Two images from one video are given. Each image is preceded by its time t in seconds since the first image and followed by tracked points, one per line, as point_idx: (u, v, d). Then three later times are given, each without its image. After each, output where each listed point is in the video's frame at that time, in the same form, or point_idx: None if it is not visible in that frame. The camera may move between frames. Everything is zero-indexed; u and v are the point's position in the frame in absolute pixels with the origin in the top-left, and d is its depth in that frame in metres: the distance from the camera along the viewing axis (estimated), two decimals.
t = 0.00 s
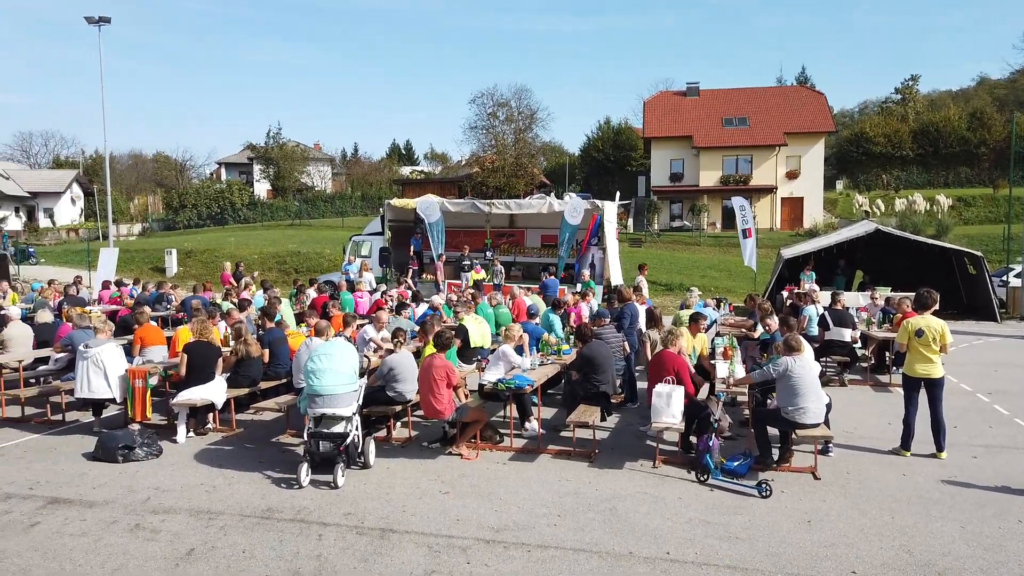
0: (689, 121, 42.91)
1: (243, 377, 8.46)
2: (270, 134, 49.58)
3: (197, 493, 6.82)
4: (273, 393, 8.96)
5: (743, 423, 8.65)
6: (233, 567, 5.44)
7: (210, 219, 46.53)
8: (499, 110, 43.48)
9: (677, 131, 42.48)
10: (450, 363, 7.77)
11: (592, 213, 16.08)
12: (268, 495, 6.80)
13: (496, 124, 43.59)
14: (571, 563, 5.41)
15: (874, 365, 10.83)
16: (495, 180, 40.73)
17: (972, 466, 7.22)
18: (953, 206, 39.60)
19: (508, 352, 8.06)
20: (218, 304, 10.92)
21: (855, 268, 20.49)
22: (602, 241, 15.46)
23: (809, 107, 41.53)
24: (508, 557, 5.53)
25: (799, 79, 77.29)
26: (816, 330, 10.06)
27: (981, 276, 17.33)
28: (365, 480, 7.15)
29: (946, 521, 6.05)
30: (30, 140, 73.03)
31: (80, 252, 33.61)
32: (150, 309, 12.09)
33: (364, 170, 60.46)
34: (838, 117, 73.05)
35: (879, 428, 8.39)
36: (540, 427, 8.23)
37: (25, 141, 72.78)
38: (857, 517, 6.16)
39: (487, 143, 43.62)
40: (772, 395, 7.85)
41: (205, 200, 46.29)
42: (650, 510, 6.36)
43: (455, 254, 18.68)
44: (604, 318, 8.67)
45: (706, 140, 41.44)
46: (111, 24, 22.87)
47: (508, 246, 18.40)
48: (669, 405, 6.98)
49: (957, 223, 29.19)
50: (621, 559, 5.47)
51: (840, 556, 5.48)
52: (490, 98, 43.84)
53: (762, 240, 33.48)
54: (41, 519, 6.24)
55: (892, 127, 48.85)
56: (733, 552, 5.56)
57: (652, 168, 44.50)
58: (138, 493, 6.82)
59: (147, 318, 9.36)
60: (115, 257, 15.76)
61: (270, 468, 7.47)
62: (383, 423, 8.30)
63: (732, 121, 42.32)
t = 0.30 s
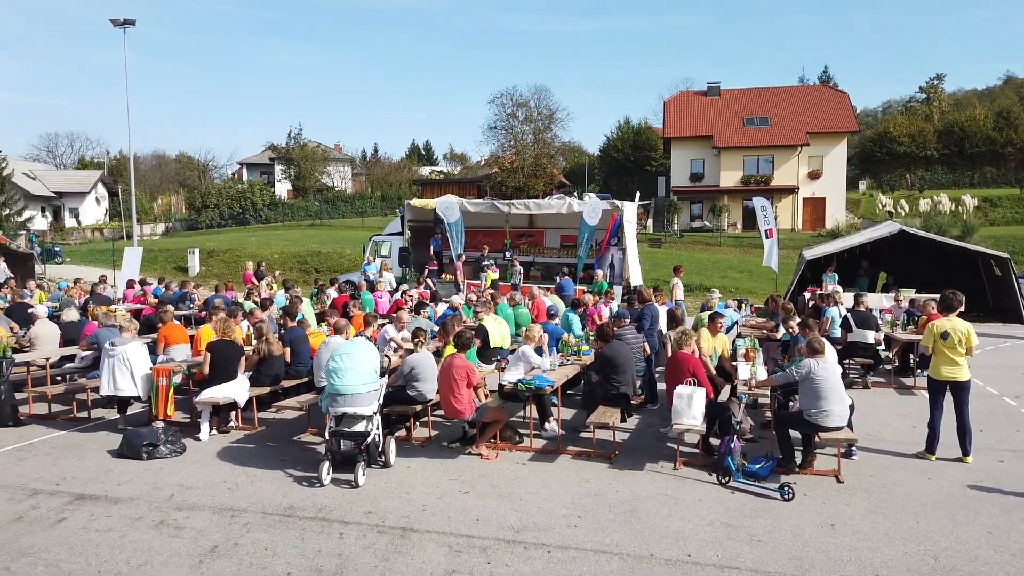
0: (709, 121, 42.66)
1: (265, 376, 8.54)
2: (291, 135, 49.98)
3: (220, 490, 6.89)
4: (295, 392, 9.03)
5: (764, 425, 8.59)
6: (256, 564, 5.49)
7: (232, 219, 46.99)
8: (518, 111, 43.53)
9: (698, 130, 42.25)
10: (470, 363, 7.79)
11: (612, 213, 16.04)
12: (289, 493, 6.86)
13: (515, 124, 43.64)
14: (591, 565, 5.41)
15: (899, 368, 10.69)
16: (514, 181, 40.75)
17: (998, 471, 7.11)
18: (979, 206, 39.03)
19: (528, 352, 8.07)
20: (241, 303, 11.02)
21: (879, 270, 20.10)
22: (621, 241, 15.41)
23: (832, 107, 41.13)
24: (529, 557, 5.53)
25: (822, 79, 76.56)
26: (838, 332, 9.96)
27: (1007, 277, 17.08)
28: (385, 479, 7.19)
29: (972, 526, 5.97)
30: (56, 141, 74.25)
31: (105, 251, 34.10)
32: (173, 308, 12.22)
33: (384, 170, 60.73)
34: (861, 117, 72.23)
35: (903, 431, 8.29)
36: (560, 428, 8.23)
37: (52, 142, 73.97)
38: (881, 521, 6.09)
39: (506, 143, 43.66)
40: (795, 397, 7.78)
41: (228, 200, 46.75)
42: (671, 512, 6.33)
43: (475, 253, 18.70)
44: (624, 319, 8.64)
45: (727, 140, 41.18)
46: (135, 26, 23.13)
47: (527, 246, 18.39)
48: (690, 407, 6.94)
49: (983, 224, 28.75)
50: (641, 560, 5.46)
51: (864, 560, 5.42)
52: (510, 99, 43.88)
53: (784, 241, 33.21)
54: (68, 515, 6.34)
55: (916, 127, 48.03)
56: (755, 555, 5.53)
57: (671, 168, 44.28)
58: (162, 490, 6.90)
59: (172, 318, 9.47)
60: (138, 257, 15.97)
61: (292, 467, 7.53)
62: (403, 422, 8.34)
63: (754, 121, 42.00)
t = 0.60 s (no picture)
0: (732, 120, 42.35)
1: (290, 375, 8.61)
2: (315, 136, 50.37)
3: (246, 487, 6.96)
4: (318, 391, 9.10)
5: (789, 427, 8.52)
6: (281, 561, 5.54)
7: (256, 219, 47.41)
8: (540, 111, 43.53)
9: (720, 130, 41.95)
10: (493, 363, 7.81)
11: (634, 213, 15.98)
12: (313, 491, 6.91)
13: (537, 124, 43.65)
14: (614, 566, 5.39)
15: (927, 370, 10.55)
16: (535, 181, 40.71)
17: None
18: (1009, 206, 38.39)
19: (551, 352, 8.06)
20: (265, 302, 11.13)
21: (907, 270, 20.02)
22: (643, 241, 15.35)
23: (858, 106, 40.64)
24: (552, 558, 5.52)
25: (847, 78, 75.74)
26: (865, 333, 9.86)
27: None
28: (409, 478, 7.23)
29: (1002, 531, 5.88)
30: (84, 141, 75.47)
31: (133, 250, 34.62)
32: (200, 306, 12.38)
33: (406, 170, 60.99)
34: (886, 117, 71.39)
35: (932, 434, 8.17)
36: (582, 428, 8.21)
37: (80, 143, 75.20)
38: (909, 526, 6.01)
39: (527, 143, 43.67)
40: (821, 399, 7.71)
41: (251, 200, 47.20)
42: (695, 514, 6.29)
43: (496, 254, 18.72)
44: (647, 319, 8.62)
45: (750, 139, 40.85)
46: (162, 28, 23.44)
47: (549, 246, 18.37)
48: (714, 408, 6.89)
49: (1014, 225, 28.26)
50: (665, 562, 5.43)
51: (891, 564, 5.36)
52: (531, 99, 43.90)
53: (808, 241, 32.86)
54: (97, 510, 6.44)
55: (943, 126, 47.70)
56: (781, 558, 5.48)
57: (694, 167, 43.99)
58: (188, 487, 6.99)
59: (197, 316, 9.58)
60: (165, 256, 16.18)
61: (315, 465, 7.59)
62: (426, 421, 8.37)
63: (778, 120, 41.62)
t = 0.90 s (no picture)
0: (756, 119, 41.96)
1: (315, 372, 8.69)
2: (339, 135, 50.71)
3: (272, 484, 7.04)
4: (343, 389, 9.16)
5: (816, 429, 8.42)
6: (307, 556, 5.59)
7: (281, 218, 47.85)
8: (563, 109, 43.48)
9: (745, 129, 41.59)
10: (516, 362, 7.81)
11: (658, 212, 15.89)
12: (338, 488, 6.96)
13: (560, 123, 43.61)
14: (639, 566, 5.37)
15: (957, 373, 10.37)
16: (558, 180, 40.61)
17: None
18: None
19: (575, 352, 8.05)
20: (290, 300, 11.23)
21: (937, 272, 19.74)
22: (667, 241, 15.26)
23: (886, 104, 40.07)
24: (576, 558, 5.52)
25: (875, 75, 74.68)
26: (894, 335, 9.73)
27: None
28: (432, 476, 7.25)
29: None
30: (113, 142, 76.62)
31: (161, 248, 35.13)
32: (226, 304, 12.53)
33: (429, 170, 61.14)
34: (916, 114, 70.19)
35: (962, 438, 8.04)
36: (606, 428, 8.19)
37: (109, 143, 76.41)
38: (939, 530, 5.91)
39: (550, 142, 43.63)
40: (849, 401, 7.60)
41: (276, 199, 47.61)
42: (720, 515, 6.25)
43: (519, 253, 18.72)
44: (672, 319, 8.57)
45: (776, 138, 40.47)
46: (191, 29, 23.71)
47: (572, 246, 18.33)
48: (739, 409, 6.84)
49: None
50: (690, 564, 5.40)
51: (921, 569, 5.28)
52: (554, 98, 43.85)
53: (834, 241, 32.44)
54: (127, 505, 6.54)
55: (974, 124, 46.35)
56: (807, 561, 5.43)
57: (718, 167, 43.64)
58: (216, 483, 7.08)
59: (224, 314, 9.69)
60: (192, 254, 16.39)
61: (340, 462, 7.65)
62: (449, 420, 8.39)
63: (804, 119, 41.16)
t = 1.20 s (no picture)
0: (782, 118, 41.54)
1: (340, 371, 8.75)
2: (363, 135, 51.05)
3: (298, 481, 7.09)
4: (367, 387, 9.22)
5: (844, 432, 8.32)
6: (333, 554, 5.63)
7: (305, 217, 48.26)
8: (586, 109, 43.44)
9: (770, 128, 41.21)
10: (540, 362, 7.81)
11: (683, 212, 15.78)
12: (363, 486, 7.00)
13: (583, 123, 43.58)
14: (664, 568, 5.34)
15: (989, 375, 10.18)
16: (581, 180, 40.52)
17: None
18: None
19: (599, 352, 8.03)
20: (315, 299, 11.33)
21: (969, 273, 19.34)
22: (691, 241, 15.15)
23: (915, 102, 39.50)
24: (600, 559, 5.50)
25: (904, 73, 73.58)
26: (923, 336, 9.60)
27: None
28: (457, 475, 7.27)
29: None
30: (142, 143, 77.82)
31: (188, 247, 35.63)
32: (252, 303, 12.67)
33: (453, 169, 61.27)
34: (947, 112, 69.03)
35: (994, 442, 7.89)
36: (630, 429, 8.16)
37: (138, 143, 77.61)
38: (971, 535, 5.81)
39: (573, 142, 43.58)
40: (877, 404, 7.50)
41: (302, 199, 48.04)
42: (747, 518, 6.20)
43: (542, 253, 18.72)
44: (697, 319, 8.51)
45: (802, 137, 40.03)
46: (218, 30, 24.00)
47: (595, 246, 18.27)
48: (766, 411, 6.77)
49: None
50: (716, 566, 5.36)
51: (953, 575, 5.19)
52: (577, 97, 43.80)
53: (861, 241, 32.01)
54: (156, 500, 6.64)
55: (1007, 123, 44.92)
56: (836, 564, 5.36)
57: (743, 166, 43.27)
58: (243, 479, 7.16)
59: (251, 312, 9.80)
60: (219, 253, 16.61)
61: (365, 460, 7.69)
62: (472, 419, 8.41)
63: (831, 117, 40.68)
